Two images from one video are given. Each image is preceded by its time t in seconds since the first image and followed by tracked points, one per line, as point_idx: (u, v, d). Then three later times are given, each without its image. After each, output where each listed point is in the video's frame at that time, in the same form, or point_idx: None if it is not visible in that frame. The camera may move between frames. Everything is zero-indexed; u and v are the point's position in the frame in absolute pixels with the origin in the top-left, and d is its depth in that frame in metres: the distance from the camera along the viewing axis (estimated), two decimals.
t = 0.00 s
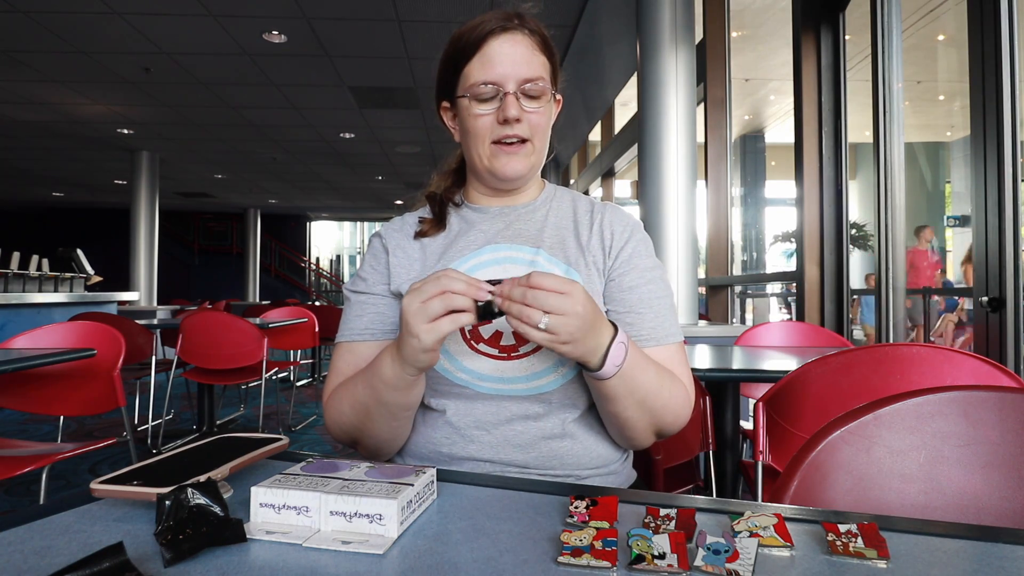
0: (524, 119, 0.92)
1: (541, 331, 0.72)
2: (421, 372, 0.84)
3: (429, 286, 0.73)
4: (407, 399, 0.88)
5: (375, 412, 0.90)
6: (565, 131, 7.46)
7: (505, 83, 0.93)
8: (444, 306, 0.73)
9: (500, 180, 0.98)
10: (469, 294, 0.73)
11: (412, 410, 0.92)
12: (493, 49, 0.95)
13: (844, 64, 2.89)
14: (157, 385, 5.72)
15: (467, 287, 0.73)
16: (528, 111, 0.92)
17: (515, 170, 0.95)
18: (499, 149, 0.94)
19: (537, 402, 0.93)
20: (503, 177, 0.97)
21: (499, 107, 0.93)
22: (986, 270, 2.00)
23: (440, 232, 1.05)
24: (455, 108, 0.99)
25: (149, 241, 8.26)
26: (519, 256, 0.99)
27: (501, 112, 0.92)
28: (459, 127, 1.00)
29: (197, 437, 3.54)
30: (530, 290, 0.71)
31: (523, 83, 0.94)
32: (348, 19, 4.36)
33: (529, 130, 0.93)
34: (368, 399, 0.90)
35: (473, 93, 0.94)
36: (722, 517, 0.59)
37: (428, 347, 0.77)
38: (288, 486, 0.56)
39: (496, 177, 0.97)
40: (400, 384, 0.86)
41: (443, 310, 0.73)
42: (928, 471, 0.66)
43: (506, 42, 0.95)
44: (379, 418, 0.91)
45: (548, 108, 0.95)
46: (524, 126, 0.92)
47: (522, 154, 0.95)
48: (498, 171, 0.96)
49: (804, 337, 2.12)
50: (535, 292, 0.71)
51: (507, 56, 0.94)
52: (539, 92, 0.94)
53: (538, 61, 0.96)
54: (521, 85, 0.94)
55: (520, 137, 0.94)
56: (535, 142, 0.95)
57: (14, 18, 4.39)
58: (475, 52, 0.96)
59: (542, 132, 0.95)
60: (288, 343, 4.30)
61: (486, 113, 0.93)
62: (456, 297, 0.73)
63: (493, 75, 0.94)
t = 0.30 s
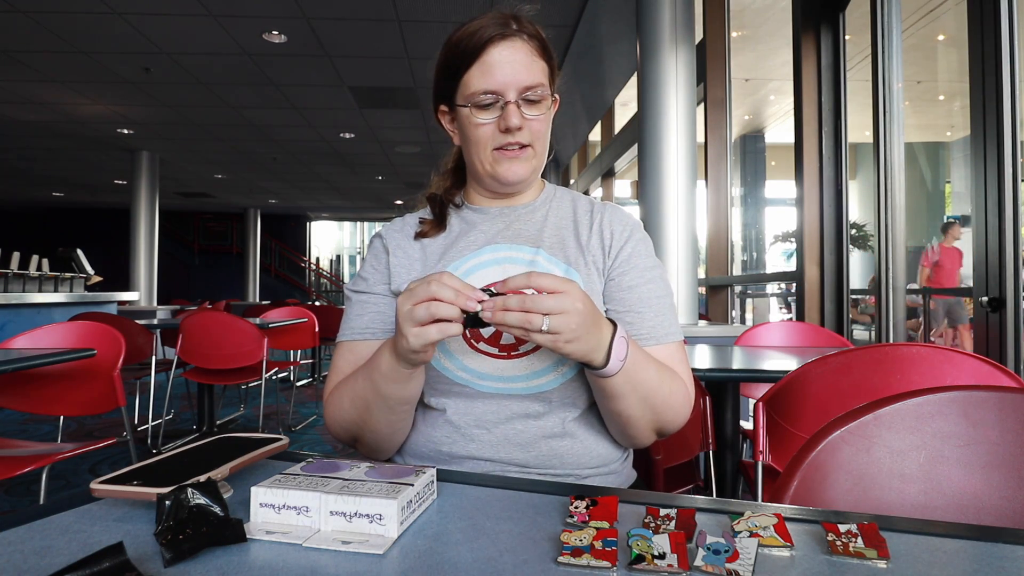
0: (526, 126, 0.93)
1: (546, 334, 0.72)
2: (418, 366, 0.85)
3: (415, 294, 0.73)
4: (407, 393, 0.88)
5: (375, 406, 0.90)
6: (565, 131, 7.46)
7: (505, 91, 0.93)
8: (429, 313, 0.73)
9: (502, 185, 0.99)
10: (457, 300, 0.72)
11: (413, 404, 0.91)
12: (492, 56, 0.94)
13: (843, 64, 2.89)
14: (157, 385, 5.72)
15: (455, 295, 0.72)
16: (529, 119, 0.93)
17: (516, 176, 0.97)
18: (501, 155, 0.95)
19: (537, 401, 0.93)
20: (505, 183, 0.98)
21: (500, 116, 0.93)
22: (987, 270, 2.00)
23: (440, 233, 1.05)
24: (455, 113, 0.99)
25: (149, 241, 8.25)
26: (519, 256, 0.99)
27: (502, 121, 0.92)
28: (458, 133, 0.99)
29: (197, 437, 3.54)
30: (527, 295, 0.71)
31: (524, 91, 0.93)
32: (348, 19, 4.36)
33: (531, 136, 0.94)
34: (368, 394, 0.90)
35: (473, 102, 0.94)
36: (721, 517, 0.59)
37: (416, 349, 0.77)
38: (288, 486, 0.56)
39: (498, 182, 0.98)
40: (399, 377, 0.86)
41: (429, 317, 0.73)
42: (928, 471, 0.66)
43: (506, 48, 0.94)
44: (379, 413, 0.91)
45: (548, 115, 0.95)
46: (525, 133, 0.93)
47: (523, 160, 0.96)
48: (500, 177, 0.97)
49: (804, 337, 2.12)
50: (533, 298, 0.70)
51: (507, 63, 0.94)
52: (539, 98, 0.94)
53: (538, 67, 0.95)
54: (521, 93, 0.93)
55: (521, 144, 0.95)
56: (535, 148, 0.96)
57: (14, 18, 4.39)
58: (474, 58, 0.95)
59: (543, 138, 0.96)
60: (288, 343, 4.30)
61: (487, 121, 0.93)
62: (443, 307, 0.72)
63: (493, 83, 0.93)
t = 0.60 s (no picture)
0: (518, 126, 0.93)
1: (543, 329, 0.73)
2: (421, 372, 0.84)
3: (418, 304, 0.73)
4: (407, 397, 0.88)
5: (375, 412, 0.90)
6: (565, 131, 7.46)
7: (496, 91, 0.93)
8: (445, 324, 0.73)
9: (498, 186, 0.99)
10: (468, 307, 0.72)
11: (413, 408, 0.91)
12: (482, 57, 0.94)
13: (843, 64, 2.89)
14: (157, 385, 5.72)
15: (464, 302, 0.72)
16: (520, 118, 0.93)
17: (511, 175, 0.97)
18: (494, 155, 0.95)
19: (537, 400, 0.93)
20: (500, 182, 0.98)
21: (491, 116, 0.93)
22: (986, 270, 2.00)
23: (438, 234, 1.05)
24: (448, 115, 0.99)
25: (149, 242, 8.25)
26: (517, 256, 0.99)
27: (493, 121, 0.92)
28: (452, 135, 1.00)
29: (197, 437, 3.54)
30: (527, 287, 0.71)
31: (514, 91, 0.93)
32: (348, 19, 4.36)
33: (524, 135, 0.94)
34: (368, 399, 0.90)
35: (465, 103, 0.94)
36: (721, 517, 0.59)
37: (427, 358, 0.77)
38: (288, 486, 0.56)
39: (492, 182, 0.98)
40: (400, 383, 0.85)
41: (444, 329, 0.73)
42: (928, 472, 0.66)
43: (496, 48, 0.94)
44: (380, 418, 0.91)
45: (541, 113, 0.95)
46: (518, 133, 0.93)
47: (517, 159, 0.96)
48: (495, 177, 0.97)
49: (804, 337, 2.12)
50: (532, 290, 0.71)
51: (497, 62, 0.94)
52: (530, 97, 0.94)
53: (528, 65, 0.95)
54: (512, 93, 0.93)
55: (515, 144, 0.95)
56: (529, 146, 0.96)
57: (15, 18, 4.40)
58: (464, 60, 0.95)
59: (537, 136, 0.96)
60: (288, 343, 4.30)
61: (479, 122, 0.93)
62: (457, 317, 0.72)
63: (484, 83, 0.93)
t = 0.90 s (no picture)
0: (513, 125, 0.93)
1: (553, 335, 0.72)
2: (419, 367, 0.85)
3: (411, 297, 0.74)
4: (406, 394, 0.88)
5: (374, 408, 0.90)
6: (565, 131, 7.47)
7: (492, 90, 0.93)
8: (427, 314, 0.73)
9: (494, 185, 0.99)
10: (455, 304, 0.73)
11: (412, 406, 0.91)
12: (479, 55, 0.94)
13: (843, 64, 2.89)
14: (157, 385, 5.72)
15: (456, 302, 0.73)
16: (517, 116, 0.93)
17: (508, 174, 0.97)
18: (490, 154, 0.95)
19: (535, 401, 0.93)
20: (497, 181, 0.98)
21: (487, 114, 0.93)
22: (987, 270, 2.00)
23: (436, 235, 1.05)
24: (444, 114, 0.99)
25: (149, 242, 8.25)
26: (514, 256, 0.99)
27: (489, 119, 0.92)
28: (449, 134, 1.00)
29: (197, 437, 3.54)
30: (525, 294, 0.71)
31: (510, 89, 0.93)
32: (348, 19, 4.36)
33: (520, 134, 0.94)
34: (368, 395, 0.90)
35: (460, 101, 0.94)
36: (722, 517, 0.59)
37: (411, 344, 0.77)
38: (287, 486, 0.56)
39: (489, 181, 0.98)
40: (400, 379, 0.86)
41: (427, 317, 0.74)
42: (928, 472, 0.66)
43: (492, 46, 0.94)
44: (377, 415, 0.91)
45: (537, 112, 0.95)
46: (514, 131, 0.93)
47: (513, 158, 0.96)
48: (491, 176, 0.97)
49: (804, 337, 2.12)
50: (532, 296, 0.70)
51: (494, 61, 0.94)
52: (526, 95, 0.94)
53: (525, 63, 0.95)
54: (508, 91, 0.93)
55: (511, 142, 0.94)
56: (525, 145, 0.96)
57: (15, 19, 4.40)
58: (460, 58, 0.95)
59: (533, 135, 0.96)
60: (288, 343, 4.30)
61: (474, 121, 0.93)
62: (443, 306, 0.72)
63: (479, 81, 0.93)
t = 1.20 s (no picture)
0: (517, 118, 0.92)
1: (544, 330, 0.72)
2: (419, 359, 0.84)
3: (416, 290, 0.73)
4: (407, 386, 0.88)
5: (375, 404, 0.90)
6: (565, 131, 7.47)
7: (496, 83, 0.94)
8: (446, 313, 0.73)
9: (495, 180, 0.97)
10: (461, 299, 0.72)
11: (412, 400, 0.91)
12: (484, 49, 0.95)
13: (844, 63, 2.89)
14: (157, 385, 5.73)
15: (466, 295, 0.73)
16: (521, 109, 0.92)
17: (509, 170, 0.95)
18: (492, 147, 0.94)
19: (535, 401, 0.93)
20: (497, 177, 0.97)
21: (492, 106, 0.92)
22: (986, 269, 2.00)
23: (435, 236, 1.05)
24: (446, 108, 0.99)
25: (149, 242, 8.25)
26: (514, 256, 0.99)
27: (493, 111, 0.92)
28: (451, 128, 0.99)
29: (197, 437, 3.54)
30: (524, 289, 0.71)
31: (515, 82, 0.94)
32: (347, 19, 4.36)
33: (523, 129, 0.93)
34: (368, 391, 0.90)
35: (464, 92, 0.94)
36: (721, 517, 0.59)
37: (426, 343, 0.77)
38: (288, 486, 0.56)
39: (490, 176, 0.97)
40: (400, 371, 0.85)
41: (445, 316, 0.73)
42: (928, 472, 0.66)
43: (497, 41, 0.96)
44: (379, 411, 0.91)
45: (540, 108, 0.95)
46: (517, 124, 0.92)
47: (515, 153, 0.94)
48: (492, 171, 0.95)
49: (804, 337, 2.12)
50: (530, 291, 0.71)
51: (498, 55, 0.94)
52: (530, 89, 0.94)
53: (529, 59, 0.96)
54: (513, 84, 0.94)
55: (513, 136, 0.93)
56: (527, 139, 0.95)
57: (15, 18, 4.39)
58: (465, 53, 0.96)
59: (534, 132, 0.95)
60: (289, 343, 4.30)
61: (478, 112, 0.93)
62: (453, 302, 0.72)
63: (484, 73, 0.94)
